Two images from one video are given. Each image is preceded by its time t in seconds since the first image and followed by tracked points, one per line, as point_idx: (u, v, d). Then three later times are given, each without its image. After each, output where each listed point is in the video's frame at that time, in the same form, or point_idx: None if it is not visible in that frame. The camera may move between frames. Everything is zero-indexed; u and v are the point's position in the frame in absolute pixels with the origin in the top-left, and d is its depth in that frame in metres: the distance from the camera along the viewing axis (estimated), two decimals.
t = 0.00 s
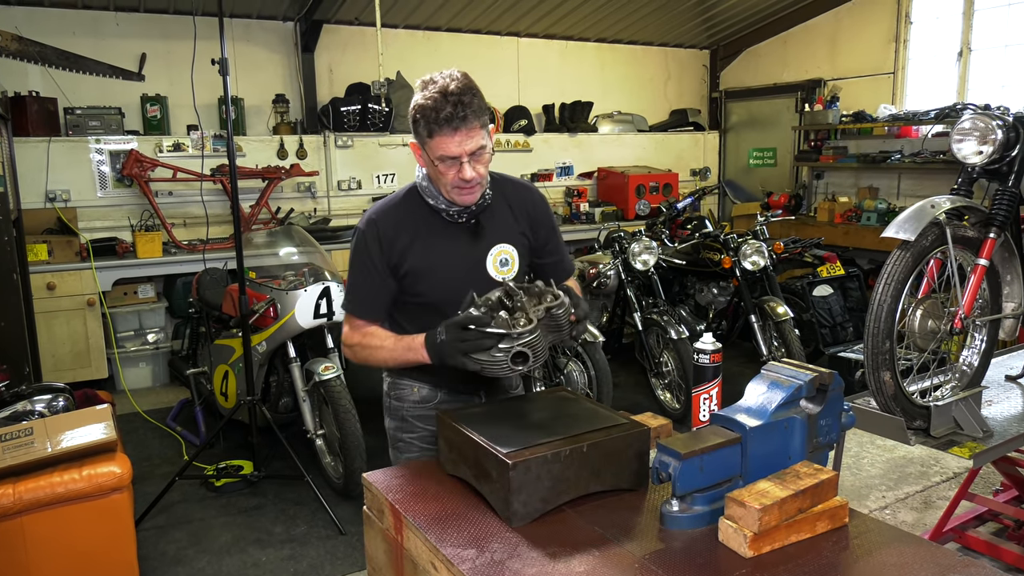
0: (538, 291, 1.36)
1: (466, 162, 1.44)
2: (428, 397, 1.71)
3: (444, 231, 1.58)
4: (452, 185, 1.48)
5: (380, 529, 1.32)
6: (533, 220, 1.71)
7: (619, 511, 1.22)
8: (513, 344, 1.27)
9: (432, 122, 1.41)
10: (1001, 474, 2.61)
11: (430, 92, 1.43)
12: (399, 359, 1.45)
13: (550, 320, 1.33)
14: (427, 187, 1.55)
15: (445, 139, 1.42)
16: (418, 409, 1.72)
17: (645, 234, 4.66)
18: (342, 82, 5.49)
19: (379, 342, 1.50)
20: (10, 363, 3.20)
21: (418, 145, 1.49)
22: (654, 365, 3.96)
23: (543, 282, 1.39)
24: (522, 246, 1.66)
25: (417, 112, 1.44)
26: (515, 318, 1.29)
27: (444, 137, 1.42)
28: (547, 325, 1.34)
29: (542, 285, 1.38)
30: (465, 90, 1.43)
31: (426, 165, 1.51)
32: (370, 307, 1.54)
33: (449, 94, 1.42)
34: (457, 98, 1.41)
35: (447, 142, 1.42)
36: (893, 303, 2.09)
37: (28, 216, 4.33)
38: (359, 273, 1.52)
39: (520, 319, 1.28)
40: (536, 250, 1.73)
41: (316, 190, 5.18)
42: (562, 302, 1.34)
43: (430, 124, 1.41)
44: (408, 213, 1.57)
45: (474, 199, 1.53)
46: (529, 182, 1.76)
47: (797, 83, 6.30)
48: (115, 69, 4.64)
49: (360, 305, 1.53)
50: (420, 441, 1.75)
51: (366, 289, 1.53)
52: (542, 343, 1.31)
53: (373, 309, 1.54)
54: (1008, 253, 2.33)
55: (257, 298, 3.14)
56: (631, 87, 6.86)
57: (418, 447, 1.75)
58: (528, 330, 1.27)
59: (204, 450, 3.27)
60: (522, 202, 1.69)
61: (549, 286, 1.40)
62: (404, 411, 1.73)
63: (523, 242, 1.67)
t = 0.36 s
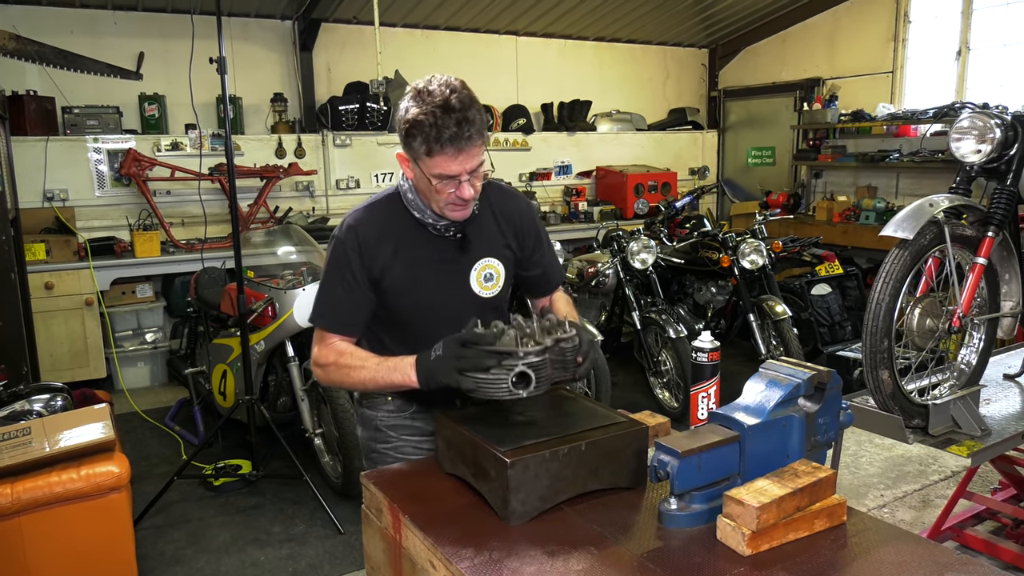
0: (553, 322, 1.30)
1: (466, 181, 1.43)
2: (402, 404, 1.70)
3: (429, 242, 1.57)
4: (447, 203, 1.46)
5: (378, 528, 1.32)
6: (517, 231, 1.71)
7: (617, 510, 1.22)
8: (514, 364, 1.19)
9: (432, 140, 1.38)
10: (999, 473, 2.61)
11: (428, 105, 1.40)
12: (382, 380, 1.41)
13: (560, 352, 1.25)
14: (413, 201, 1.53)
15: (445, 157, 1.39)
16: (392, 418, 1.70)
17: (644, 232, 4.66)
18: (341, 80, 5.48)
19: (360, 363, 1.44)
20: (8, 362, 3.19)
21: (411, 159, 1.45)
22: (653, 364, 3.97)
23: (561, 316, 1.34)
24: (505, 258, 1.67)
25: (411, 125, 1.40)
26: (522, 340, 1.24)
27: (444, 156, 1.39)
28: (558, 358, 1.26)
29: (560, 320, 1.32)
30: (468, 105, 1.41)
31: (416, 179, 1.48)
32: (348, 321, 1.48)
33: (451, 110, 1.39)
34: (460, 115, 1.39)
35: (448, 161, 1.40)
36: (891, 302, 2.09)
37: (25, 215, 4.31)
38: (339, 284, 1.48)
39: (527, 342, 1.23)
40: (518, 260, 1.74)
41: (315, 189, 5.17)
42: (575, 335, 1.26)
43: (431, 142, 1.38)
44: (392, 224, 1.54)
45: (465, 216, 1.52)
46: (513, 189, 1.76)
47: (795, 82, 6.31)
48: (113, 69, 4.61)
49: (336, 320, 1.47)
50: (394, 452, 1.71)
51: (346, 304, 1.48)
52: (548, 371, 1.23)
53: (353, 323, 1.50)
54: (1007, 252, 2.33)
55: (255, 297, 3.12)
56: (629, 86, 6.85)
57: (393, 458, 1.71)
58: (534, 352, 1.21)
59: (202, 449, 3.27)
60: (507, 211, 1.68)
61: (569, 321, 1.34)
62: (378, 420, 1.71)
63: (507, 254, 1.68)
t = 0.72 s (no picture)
0: (555, 331, 1.34)
1: (462, 204, 1.41)
2: (388, 410, 1.70)
3: (423, 254, 1.55)
4: (443, 222, 1.45)
5: (374, 529, 1.31)
6: (512, 240, 1.70)
7: (613, 510, 1.21)
8: (520, 370, 1.22)
9: (428, 164, 1.35)
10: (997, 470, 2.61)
11: (425, 127, 1.37)
12: (381, 388, 1.41)
13: (563, 359, 1.29)
14: (406, 215, 1.51)
15: (441, 182, 1.37)
16: (378, 424, 1.70)
17: (641, 230, 4.65)
18: (337, 79, 5.47)
19: (357, 372, 1.46)
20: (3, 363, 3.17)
21: (405, 177, 1.42)
22: (650, 362, 3.97)
23: (562, 326, 1.37)
24: (499, 270, 1.66)
25: (407, 146, 1.37)
26: (526, 347, 1.27)
27: (440, 181, 1.37)
28: (561, 365, 1.30)
29: (562, 329, 1.36)
30: (466, 129, 1.38)
31: (409, 196, 1.46)
32: (335, 333, 1.49)
33: (449, 134, 1.36)
34: (458, 140, 1.36)
35: (443, 186, 1.37)
36: (888, 299, 2.08)
37: (19, 216, 4.29)
38: (328, 297, 1.48)
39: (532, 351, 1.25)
40: (512, 268, 1.74)
41: (311, 187, 5.16)
42: (577, 342, 1.30)
43: (426, 167, 1.36)
44: (383, 235, 1.52)
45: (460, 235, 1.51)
46: (511, 196, 1.73)
47: (792, 79, 6.29)
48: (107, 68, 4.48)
49: (325, 332, 1.48)
50: (382, 457, 1.71)
51: (335, 316, 1.48)
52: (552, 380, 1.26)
53: (341, 335, 1.50)
54: (1003, 249, 2.34)
55: (251, 297, 3.12)
56: (626, 83, 6.84)
57: (381, 462, 1.71)
58: (540, 360, 1.23)
59: (199, 449, 3.26)
60: (503, 221, 1.67)
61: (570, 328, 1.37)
62: (364, 426, 1.71)
63: (502, 265, 1.67)
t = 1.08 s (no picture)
0: (550, 345, 1.31)
1: (462, 212, 1.40)
2: (382, 413, 1.69)
3: (419, 259, 1.53)
4: (441, 229, 1.44)
5: (366, 533, 1.30)
6: (511, 245, 1.68)
7: (607, 514, 1.20)
8: (510, 386, 1.20)
9: (428, 173, 1.34)
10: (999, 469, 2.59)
11: (425, 135, 1.34)
12: (374, 397, 1.39)
13: (558, 375, 1.26)
14: (403, 219, 1.49)
15: (442, 191, 1.36)
16: (372, 427, 1.69)
17: (642, 227, 4.63)
18: (335, 76, 5.44)
19: (350, 380, 1.43)
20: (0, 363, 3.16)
21: (403, 184, 1.40)
22: (650, 360, 3.96)
23: (558, 340, 1.35)
24: (498, 275, 1.64)
25: (406, 153, 1.35)
26: (519, 362, 1.24)
27: (440, 190, 1.35)
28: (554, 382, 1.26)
29: (558, 344, 1.32)
30: (468, 138, 1.36)
31: (406, 202, 1.44)
32: (331, 339, 1.47)
33: (450, 143, 1.34)
34: (460, 149, 1.34)
35: (443, 195, 1.36)
36: (888, 298, 2.06)
37: (16, 215, 4.26)
38: (323, 302, 1.46)
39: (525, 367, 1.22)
40: (511, 272, 1.72)
41: (310, 185, 5.15)
42: (574, 359, 1.27)
43: (426, 176, 1.34)
44: (379, 239, 1.50)
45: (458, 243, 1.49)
46: (512, 199, 1.71)
47: (793, 75, 6.26)
48: (103, 66, 4.45)
49: (319, 337, 1.46)
50: (375, 460, 1.69)
51: (329, 321, 1.46)
52: (544, 397, 1.23)
53: (336, 340, 1.49)
54: (1005, 247, 2.32)
55: (248, 296, 3.11)
56: (626, 79, 6.81)
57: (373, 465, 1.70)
58: (532, 378, 1.20)
59: (197, 448, 3.25)
60: (502, 225, 1.64)
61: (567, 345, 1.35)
62: (357, 429, 1.70)
63: (501, 270, 1.65)
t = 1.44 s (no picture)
0: (559, 356, 1.28)
1: (472, 213, 1.38)
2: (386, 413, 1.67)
3: (425, 259, 1.51)
4: (450, 230, 1.41)
5: (368, 534, 1.28)
6: (518, 245, 1.65)
7: (611, 518, 1.18)
8: (517, 399, 1.16)
9: (438, 175, 1.31)
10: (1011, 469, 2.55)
11: (434, 135, 1.32)
12: (378, 401, 1.37)
13: (567, 388, 1.24)
14: (409, 220, 1.47)
15: (452, 193, 1.33)
16: (376, 427, 1.67)
17: (649, 222, 4.60)
18: (342, 69, 5.42)
19: (354, 383, 1.42)
20: (7, 358, 3.17)
21: (410, 185, 1.38)
22: (658, 356, 3.93)
23: (566, 350, 1.32)
24: (505, 276, 1.61)
25: (414, 154, 1.32)
26: (526, 374, 1.22)
27: (450, 191, 1.33)
28: (562, 394, 1.24)
29: (567, 354, 1.30)
30: (478, 138, 1.34)
31: (413, 204, 1.42)
32: (333, 339, 1.46)
33: (461, 143, 1.32)
34: (470, 149, 1.32)
35: (454, 195, 1.34)
36: (900, 297, 2.03)
37: (23, 209, 4.26)
38: (327, 301, 1.44)
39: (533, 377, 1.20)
40: (517, 273, 1.69)
41: (316, 179, 5.13)
42: (583, 370, 1.25)
43: (436, 177, 1.31)
44: (383, 238, 1.48)
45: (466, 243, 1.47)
46: (520, 199, 1.68)
47: (803, 68, 6.19)
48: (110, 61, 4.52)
49: (321, 337, 1.44)
50: (378, 460, 1.68)
51: (332, 321, 1.44)
52: (552, 409, 1.21)
53: (338, 340, 1.47)
54: (1020, 244, 2.28)
55: (253, 291, 3.09)
56: (635, 72, 6.76)
57: (377, 465, 1.68)
58: (539, 389, 1.18)
59: (203, 444, 3.25)
60: (509, 224, 1.62)
61: (577, 356, 1.32)
62: (361, 429, 1.68)
63: (507, 271, 1.63)
